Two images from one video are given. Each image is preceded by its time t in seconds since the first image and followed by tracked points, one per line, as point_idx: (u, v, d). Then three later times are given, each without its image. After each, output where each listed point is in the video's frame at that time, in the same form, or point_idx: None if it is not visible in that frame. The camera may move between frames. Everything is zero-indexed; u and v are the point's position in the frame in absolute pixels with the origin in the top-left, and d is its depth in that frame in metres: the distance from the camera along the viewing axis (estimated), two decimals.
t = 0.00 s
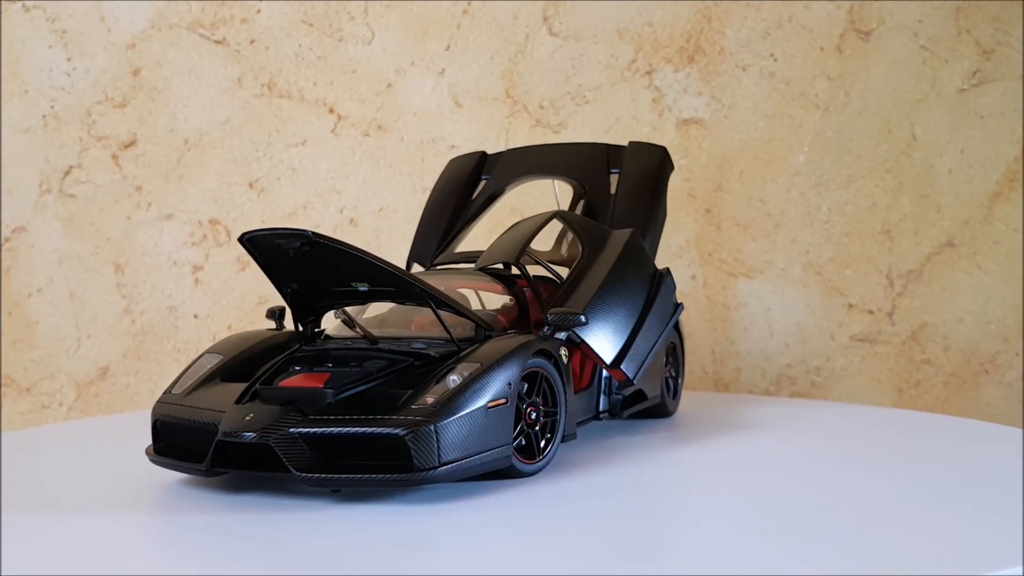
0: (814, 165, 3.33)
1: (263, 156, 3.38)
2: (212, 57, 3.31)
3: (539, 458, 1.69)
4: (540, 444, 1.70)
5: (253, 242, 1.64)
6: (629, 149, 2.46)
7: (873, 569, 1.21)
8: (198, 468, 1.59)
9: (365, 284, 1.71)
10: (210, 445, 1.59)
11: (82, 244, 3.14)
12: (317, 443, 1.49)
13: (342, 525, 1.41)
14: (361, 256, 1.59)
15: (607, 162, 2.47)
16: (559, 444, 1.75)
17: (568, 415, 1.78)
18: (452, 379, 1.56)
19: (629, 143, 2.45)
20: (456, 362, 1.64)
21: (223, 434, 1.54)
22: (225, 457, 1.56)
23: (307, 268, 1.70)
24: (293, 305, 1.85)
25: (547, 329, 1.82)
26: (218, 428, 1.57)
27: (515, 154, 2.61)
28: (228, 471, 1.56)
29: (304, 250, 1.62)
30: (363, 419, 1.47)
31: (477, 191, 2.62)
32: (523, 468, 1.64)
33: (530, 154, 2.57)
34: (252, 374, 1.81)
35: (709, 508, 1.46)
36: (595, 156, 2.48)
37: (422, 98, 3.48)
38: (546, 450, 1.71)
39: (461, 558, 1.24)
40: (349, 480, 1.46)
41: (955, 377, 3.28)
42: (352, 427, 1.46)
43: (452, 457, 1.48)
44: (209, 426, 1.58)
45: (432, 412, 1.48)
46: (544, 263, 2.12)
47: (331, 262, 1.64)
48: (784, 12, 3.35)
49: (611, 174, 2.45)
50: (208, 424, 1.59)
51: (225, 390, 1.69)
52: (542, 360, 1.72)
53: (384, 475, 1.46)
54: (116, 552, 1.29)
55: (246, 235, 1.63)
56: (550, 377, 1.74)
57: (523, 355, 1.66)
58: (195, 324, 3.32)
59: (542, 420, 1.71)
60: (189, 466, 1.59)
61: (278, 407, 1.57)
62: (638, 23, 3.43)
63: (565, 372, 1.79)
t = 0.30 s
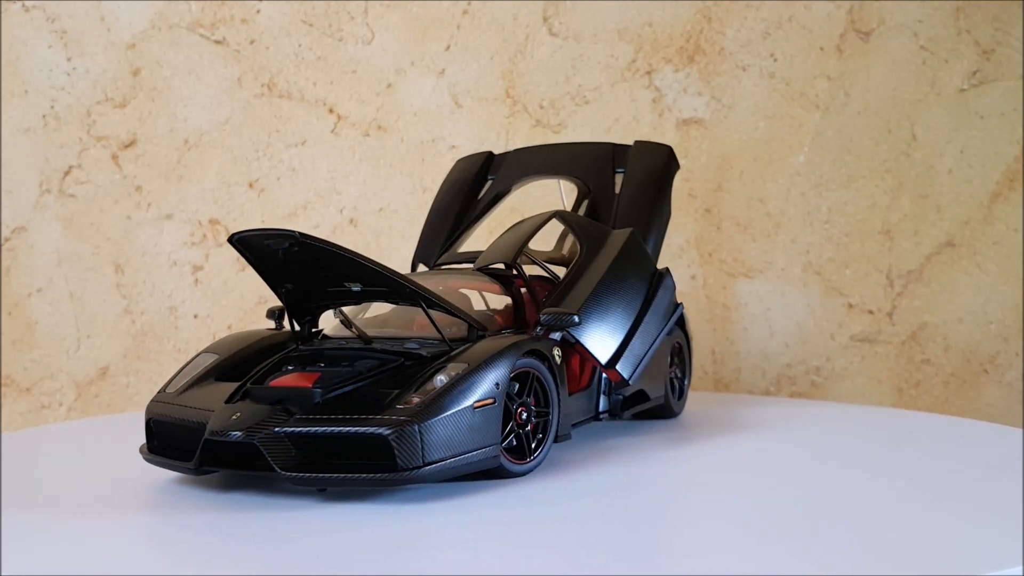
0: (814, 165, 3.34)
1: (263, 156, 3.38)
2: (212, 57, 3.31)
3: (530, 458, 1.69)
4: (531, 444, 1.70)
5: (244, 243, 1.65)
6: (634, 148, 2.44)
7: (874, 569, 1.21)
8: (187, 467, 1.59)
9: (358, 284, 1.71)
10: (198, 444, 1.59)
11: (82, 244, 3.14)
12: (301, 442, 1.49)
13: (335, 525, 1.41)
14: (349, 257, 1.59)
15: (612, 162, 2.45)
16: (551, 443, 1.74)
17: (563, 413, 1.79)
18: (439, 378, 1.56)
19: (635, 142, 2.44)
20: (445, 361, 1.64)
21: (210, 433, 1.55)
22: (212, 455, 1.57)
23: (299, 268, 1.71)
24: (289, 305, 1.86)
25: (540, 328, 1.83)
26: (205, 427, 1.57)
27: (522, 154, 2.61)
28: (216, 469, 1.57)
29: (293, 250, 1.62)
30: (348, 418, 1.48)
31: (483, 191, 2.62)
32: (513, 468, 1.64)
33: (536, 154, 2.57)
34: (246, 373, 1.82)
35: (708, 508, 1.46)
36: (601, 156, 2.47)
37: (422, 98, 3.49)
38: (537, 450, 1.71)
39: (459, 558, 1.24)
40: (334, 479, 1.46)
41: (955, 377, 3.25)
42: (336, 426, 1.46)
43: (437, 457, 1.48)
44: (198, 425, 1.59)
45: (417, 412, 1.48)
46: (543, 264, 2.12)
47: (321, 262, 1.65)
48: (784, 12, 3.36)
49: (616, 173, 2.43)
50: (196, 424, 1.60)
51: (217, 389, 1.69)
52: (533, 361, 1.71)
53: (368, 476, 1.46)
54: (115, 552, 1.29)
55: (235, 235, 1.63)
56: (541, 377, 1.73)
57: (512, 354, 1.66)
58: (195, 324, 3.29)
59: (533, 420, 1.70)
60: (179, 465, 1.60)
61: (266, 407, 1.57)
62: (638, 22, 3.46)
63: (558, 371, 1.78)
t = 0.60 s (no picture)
0: (814, 165, 3.34)
1: (263, 156, 3.38)
2: (213, 57, 3.31)
3: (522, 458, 1.69)
4: (523, 445, 1.70)
5: (234, 244, 1.65)
6: (641, 146, 2.41)
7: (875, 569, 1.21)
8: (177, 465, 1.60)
9: (352, 284, 1.71)
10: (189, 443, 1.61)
11: (82, 245, 3.14)
12: (286, 441, 1.49)
13: (327, 524, 1.41)
14: (340, 258, 1.59)
15: (619, 161, 2.43)
16: (544, 443, 1.74)
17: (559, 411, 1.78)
18: (426, 378, 1.56)
19: (641, 140, 2.41)
20: (435, 360, 1.64)
21: (198, 432, 1.56)
22: (201, 454, 1.57)
23: (293, 268, 1.71)
24: (286, 304, 1.87)
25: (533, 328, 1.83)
26: (195, 425, 1.59)
27: (528, 153, 2.60)
28: (205, 468, 1.58)
29: (282, 250, 1.62)
30: (330, 417, 1.48)
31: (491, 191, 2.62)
32: (503, 468, 1.64)
33: (542, 153, 2.56)
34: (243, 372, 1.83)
35: (709, 508, 1.47)
36: (608, 154, 2.45)
37: (422, 98, 3.49)
38: (528, 450, 1.71)
39: (460, 557, 1.24)
40: (316, 478, 1.47)
41: (955, 377, 3.22)
42: (317, 425, 1.46)
43: (419, 457, 1.48)
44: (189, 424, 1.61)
45: (400, 412, 1.48)
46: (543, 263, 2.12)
47: (312, 262, 1.65)
48: (784, 12, 3.37)
49: (623, 172, 2.41)
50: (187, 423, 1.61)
51: (210, 388, 1.71)
52: (524, 360, 1.70)
53: (352, 475, 1.46)
54: (112, 552, 1.29)
55: (223, 237, 1.63)
56: (533, 376, 1.72)
57: (502, 354, 1.65)
58: (195, 324, 3.31)
59: (525, 420, 1.70)
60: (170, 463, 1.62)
61: (256, 406, 1.58)
62: (638, 22, 3.47)
63: (552, 371, 1.77)
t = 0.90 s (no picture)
0: (814, 165, 3.34)
1: (263, 156, 3.38)
2: (213, 57, 3.31)
3: (513, 458, 1.68)
4: (514, 445, 1.70)
5: (225, 247, 1.65)
6: (646, 145, 2.40)
7: (877, 569, 1.21)
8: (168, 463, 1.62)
9: (345, 285, 1.71)
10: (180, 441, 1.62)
11: (82, 245, 3.14)
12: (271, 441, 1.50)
13: (315, 525, 1.41)
14: (335, 259, 1.59)
15: (623, 161, 2.42)
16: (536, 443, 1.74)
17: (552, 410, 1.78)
18: (414, 378, 1.56)
19: (646, 140, 2.39)
20: (425, 360, 1.64)
21: (187, 430, 1.57)
22: (191, 453, 1.59)
23: (286, 269, 1.71)
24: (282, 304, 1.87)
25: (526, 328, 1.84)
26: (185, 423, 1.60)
27: (533, 153, 2.60)
28: (195, 466, 1.59)
29: (273, 252, 1.62)
30: (314, 416, 1.48)
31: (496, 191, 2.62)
32: (493, 468, 1.64)
33: (548, 154, 2.55)
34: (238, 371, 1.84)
35: (709, 508, 1.47)
36: (612, 154, 2.44)
37: (422, 98, 3.49)
38: (519, 451, 1.70)
39: (460, 557, 1.24)
40: (300, 478, 1.47)
41: (955, 377, 3.21)
42: (300, 424, 1.46)
43: (402, 458, 1.48)
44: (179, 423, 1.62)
45: (384, 411, 1.48)
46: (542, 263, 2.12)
47: (302, 262, 1.65)
48: (784, 12, 3.37)
49: (627, 173, 2.40)
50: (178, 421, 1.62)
51: (203, 387, 1.72)
52: (514, 360, 1.70)
53: (335, 475, 1.47)
54: (111, 552, 1.29)
55: (212, 239, 1.63)
56: (524, 376, 1.72)
57: (490, 354, 1.65)
58: (194, 324, 3.31)
59: (516, 420, 1.70)
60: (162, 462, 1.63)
61: (247, 405, 1.59)
62: (638, 22, 3.48)
63: (544, 370, 1.77)
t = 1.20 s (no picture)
0: (814, 165, 3.34)
1: (263, 156, 3.38)
2: (213, 57, 3.31)
3: (503, 458, 1.68)
4: (504, 445, 1.69)
5: (218, 247, 1.65)
6: (651, 144, 2.39)
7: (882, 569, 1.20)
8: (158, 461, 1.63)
9: (339, 285, 1.72)
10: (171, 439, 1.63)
11: (82, 245, 3.13)
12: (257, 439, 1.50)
13: (309, 524, 1.41)
14: (325, 260, 1.59)
15: (629, 160, 2.41)
16: (528, 443, 1.74)
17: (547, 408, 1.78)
18: (401, 376, 1.56)
19: (652, 138, 2.38)
20: (415, 359, 1.64)
21: (176, 428, 1.58)
22: (181, 451, 1.59)
23: (280, 269, 1.71)
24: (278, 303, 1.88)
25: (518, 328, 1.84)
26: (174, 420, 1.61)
27: (540, 153, 2.60)
28: (184, 464, 1.60)
29: (264, 252, 1.62)
30: (298, 413, 1.48)
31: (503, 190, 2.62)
32: (482, 467, 1.64)
33: (555, 153, 2.55)
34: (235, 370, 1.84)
35: (711, 507, 1.47)
36: (619, 154, 2.43)
37: (422, 98, 3.49)
38: (510, 450, 1.70)
39: (462, 556, 1.24)
40: (284, 475, 1.47)
41: (955, 377, 3.21)
42: (282, 422, 1.47)
43: (385, 456, 1.48)
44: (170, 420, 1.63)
45: (368, 409, 1.48)
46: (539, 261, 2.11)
47: (294, 262, 1.65)
48: (784, 12, 3.37)
49: (632, 172, 2.39)
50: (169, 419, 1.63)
51: (196, 386, 1.72)
52: (505, 360, 1.69)
53: (320, 472, 1.47)
54: (111, 552, 1.28)
55: (203, 240, 1.64)
56: (516, 375, 1.72)
57: (480, 353, 1.65)
58: (195, 323, 3.32)
59: (507, 420, 1.70)
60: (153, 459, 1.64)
61: (238, 403, 1.59)
62: (638, 22, 3.48)
63: (536, 370, 1.76)
